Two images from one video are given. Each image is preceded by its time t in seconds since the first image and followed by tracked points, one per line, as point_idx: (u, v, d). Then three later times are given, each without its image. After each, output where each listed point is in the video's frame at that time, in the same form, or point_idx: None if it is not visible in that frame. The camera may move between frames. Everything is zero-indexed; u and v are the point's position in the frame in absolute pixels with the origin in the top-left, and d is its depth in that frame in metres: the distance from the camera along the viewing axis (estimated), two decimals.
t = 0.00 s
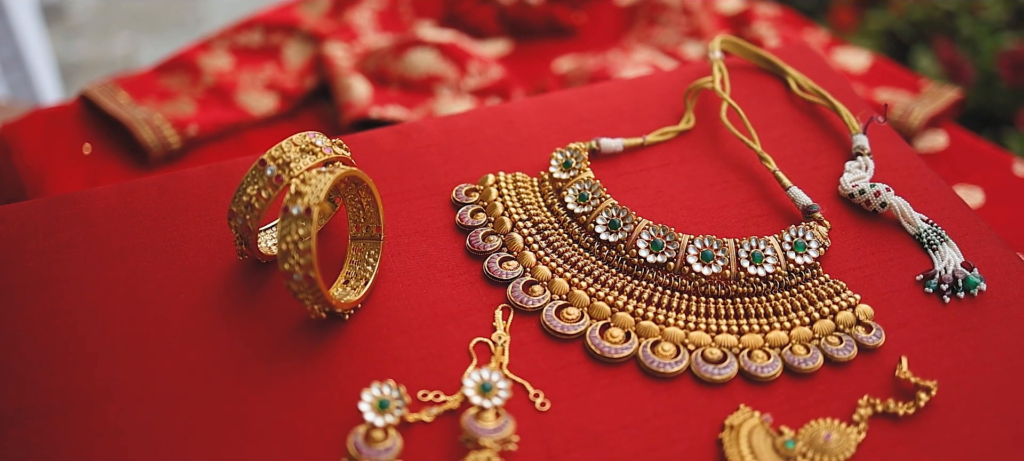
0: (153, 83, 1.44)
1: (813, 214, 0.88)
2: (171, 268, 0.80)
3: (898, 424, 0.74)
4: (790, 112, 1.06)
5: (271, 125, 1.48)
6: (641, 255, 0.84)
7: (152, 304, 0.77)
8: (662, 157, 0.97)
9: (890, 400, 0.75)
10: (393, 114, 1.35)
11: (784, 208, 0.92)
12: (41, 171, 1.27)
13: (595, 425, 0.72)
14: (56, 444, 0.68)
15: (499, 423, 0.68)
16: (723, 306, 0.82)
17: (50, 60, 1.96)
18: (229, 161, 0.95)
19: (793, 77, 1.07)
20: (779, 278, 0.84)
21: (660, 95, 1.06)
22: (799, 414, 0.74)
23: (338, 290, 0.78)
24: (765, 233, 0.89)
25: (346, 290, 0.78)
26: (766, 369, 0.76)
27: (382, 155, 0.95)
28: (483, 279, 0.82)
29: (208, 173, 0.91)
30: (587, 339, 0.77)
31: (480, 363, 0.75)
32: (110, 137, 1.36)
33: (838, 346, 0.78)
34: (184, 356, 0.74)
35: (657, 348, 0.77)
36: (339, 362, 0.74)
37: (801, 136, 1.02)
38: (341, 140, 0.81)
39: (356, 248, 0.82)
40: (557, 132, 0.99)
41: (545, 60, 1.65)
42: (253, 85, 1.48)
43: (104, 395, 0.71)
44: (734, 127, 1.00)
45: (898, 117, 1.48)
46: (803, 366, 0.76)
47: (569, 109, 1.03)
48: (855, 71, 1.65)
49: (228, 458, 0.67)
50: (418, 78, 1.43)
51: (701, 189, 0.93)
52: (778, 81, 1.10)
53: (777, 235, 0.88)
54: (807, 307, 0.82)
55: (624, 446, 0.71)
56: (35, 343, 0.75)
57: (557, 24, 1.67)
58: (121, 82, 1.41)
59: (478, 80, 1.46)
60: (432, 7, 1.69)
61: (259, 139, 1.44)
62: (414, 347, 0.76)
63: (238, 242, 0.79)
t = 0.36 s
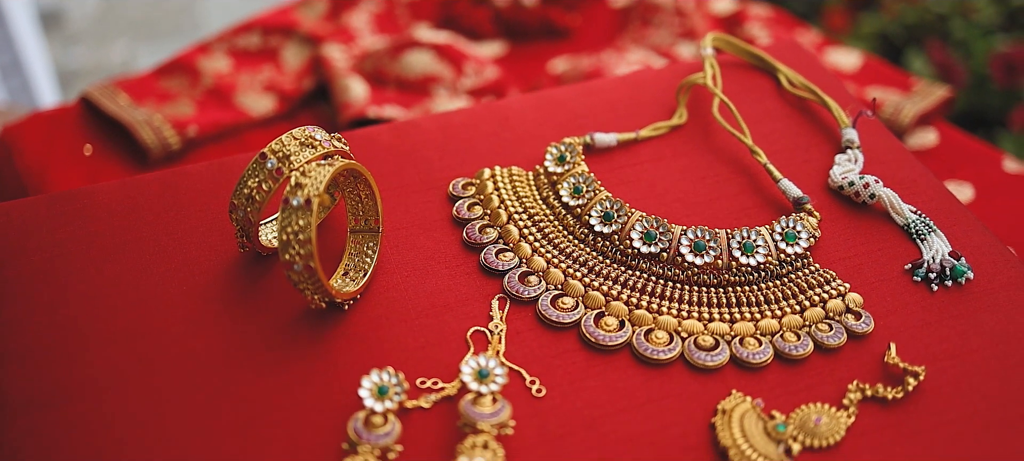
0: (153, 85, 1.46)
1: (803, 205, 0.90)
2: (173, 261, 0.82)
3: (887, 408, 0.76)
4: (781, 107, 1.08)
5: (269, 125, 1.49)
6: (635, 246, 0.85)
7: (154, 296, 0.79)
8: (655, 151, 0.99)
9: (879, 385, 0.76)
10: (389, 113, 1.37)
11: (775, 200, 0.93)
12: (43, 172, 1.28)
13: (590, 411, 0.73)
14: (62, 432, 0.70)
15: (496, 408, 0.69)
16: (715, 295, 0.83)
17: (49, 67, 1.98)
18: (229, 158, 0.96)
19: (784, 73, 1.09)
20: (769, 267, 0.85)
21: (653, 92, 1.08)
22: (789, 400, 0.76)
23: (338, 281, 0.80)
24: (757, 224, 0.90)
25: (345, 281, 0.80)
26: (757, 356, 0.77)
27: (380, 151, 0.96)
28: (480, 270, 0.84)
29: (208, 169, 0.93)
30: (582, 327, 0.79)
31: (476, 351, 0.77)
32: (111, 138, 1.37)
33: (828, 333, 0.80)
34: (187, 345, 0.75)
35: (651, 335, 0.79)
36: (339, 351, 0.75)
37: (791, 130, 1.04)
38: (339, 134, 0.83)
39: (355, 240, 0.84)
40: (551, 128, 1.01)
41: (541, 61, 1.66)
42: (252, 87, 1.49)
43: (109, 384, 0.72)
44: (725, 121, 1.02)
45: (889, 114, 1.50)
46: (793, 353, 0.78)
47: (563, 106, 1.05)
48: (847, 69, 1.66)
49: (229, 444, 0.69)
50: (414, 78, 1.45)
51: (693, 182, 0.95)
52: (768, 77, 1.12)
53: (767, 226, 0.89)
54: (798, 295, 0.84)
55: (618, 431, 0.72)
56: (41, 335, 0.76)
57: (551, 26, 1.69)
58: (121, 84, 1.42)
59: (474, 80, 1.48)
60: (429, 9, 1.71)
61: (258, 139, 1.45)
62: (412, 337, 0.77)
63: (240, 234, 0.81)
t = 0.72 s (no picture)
0: (154, 87, 1.47)
1: (795, 198, 0.92)
2: (177, 253, 0.83)
3: (878, 394, 0.77)
4: (773, 103, 1.09)
5: (269, 126, 1.51)
6: (630, 238, 0.87)
7: (159, 287, 0.80)
8: (650, 146, 1.01)
9: (870, 371, 0.78)
10: (388, 113, 1.39)
11: (768, 193, 0.95)
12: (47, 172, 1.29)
13: (586, 397, 0.75)
14: (69, 420, 0.71)
15: (496, 394, 0.71)
16: (709, 285, 0.85)
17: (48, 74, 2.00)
18: (231, 154, 0.98)
19: (777, 70, 1.11)
20: (762, 258, 0.87)
21: (648, 88, 1.10)
22: (782, 386, 0.77)
23: (339, 273, 0.81)
24: (750, 216, 0.92)
25: (346, 273, 0.81)
26: (751, 343, 0.79)
27: (380, 147, 0.98)
28: (479, 262, 0.85)
29: (211, 165, 0.94)
30: (578, 316, 0.80)
31: (475, 340, 0.78)
32: (112, 139, 1.38)
33: (820, 321, 0.81)
34: (191, 335, 0.76)
35: (646, 324, 0.80)
36: (340, 340, 0.77)
37: (783, 125, 1.06)
38: (340, 129, 0.84)
39: (355, 233, 0.85)
40: (548, 124, 1.03)
41: (538, 63, 1.67)
42: (252, 88, 1.51)
43: (114, 373, 0.74)
44: (719, 117, 1.03)
45: (882, 112, 1.51)
46: (786, 340, 0.79)
47: (560, 102, 1.07)
48: (841, 69, 1.68)
49: (233, 430, 0.70)
50: (413, 79, 1.48)
51: (687, 176, 0.97)
52: (761, 74, 1.14)
53: (760, 218, 0.91)
54: (790, 285, 0.85)
55: (614, 417, 0.74)
56: (47, 327, 0.77)
57: (547, 27, 1.69)
58: (122, 87, 1.44)
59: (472, 80, 1.50)
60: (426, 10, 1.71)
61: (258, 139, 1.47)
62: (412, 325, 0.79)
63: (242, 227, 0.82)
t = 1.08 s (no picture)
0: (156, 88, 1.49)
1: (790, 189, 0.93)
2: (182, 246, 0.85)
3: (872, 378, 0.79)
4: (768, 98, 1.11)
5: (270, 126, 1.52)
6: (628, 228, 0.89)
7: (165, 278, 0.82)
8: (647, 140, 1.02)
9: (864, 357, 0.79)
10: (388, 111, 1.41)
11: (763, 185, 0.97)
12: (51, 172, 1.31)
13: (585, 383, 0.76)
14: (77, 407, 0.72)
15: (496, 379, 0.73)
16: (706, 274, 0.86)
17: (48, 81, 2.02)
18: (235, 150, 0.99)
19: (772, 66, 1.13)
20: (758, 247, 0.88)
21: (645, 84, 1.12)
22: (777, 371, 0.79)
23: (342, 263, 0.83)
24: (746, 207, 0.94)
25: (348, 264, 0.83)
26: (746, 330, 0.80)
27: (381, 142, 1.00)
28: (479, 253, 0.87)
29: (215, 160, 0.96)
30: (577, 305, 0.82)
31: (476, 328, 0.80)
32: (115, 140, 1.40)
33: (815, 308, 0.83)
34: (197, 324, 0.78)
35: (644, 312, 0.82)
36: (343, 329, 0.78)
37: (778, 119, 1.08)
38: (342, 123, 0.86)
39: (357, 225, 0.87)
40: (546, 119, 1.05)
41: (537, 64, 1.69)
42: (253, 89, 1.52)
43: (121, 361, 0.75)
44: (714, 111, 1.05)
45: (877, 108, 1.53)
46: (781, 327, 0.81)
47: (558, 98, 1.08)
48: (836, 67, 1.69)
49: (239, 416, 0.71)
50: (413, 78, 1.50)
51: (683, 168, 0.98)
52: (756, 70, 1.16)
53: (755, 209, 0.92)
54: (785, 273, 0.87)
55: (612, 401, 0.75)
56: (55, 317, 0.79)
57: (545, 28, 1.71)
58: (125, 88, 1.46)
59: (471, 79, 1.52)
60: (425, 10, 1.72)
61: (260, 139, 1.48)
62: (414, 314, 0.80)
63: (247, 220, 0.84)
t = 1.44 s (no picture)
0: (160, 89, 1.51)
1: (785, 181, 0.95)
2: (189, 238, 0.86)
3: (866, 364, 0.80)
4: (764, 93, 1.13)
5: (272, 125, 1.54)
6: (626, 219, 0.90)
7: (172, 270, 0.83)
8: (645, 134, 1.04)
9: (859, 343, 0.81)
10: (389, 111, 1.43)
11: (759, 177, 0.98)
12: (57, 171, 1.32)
13: (586, 369, 0.78)
14: (88, 396, 0.74)
15: (497, 365, 0.75)
16: (703, 263, 0.88)
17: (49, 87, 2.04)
18: (239, 146, 1.01)
19: (767, 62, 1.15)
20: (754, 237, 0.90)
21: (642, 80, 1.13)
22: (774, 357, 0.80)
23: (345, 254, 0.84)
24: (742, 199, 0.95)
25: (352, 254, 0.84)
26: (743, 318, 0.82)
27: (383, 137, 1.01)
28: (480, 244, 0.88)
29: (220, 156, 0.98)
30: (577, 294, 0.83)
31: (478, 317, 0.81)
32: (120, 140, 1.41)
33: (810, 296, 0.84)
34: (204, 314, 0.79)
35: (642, 300, 0.83)
36: (348, 317, 0.80)
37: (773, 114, 1.09)
38: (345, 117, 0.87)
39: (360, 218, 0.88)
40: (545, 115, 1.06)
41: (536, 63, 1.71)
42: (255, 90, 1.54)
43: (130, 350, 0.77)
44: (711, 105, 1.07)
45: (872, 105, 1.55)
46: (777, 314, 0.82)
47: (557, 94, 1.10)
48: (832, 66, 1.71)
49: (246, 402, 0.73)
50: (414, 78, 1.52)
51: (680, 161, 1.00)
52: (752, 66, 1.18)
53: (752, 200, 0.94)
54: (781, 262, 0.88)
55: (612, 387, 0.77)
56: (65, 308, 0.81)
57: (544, 28, 1.73)
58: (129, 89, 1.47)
59: (471, 78, 1.53)
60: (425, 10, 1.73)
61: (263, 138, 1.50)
62: (416, 303, 0.82)
63: (253, 212, 0.85)
